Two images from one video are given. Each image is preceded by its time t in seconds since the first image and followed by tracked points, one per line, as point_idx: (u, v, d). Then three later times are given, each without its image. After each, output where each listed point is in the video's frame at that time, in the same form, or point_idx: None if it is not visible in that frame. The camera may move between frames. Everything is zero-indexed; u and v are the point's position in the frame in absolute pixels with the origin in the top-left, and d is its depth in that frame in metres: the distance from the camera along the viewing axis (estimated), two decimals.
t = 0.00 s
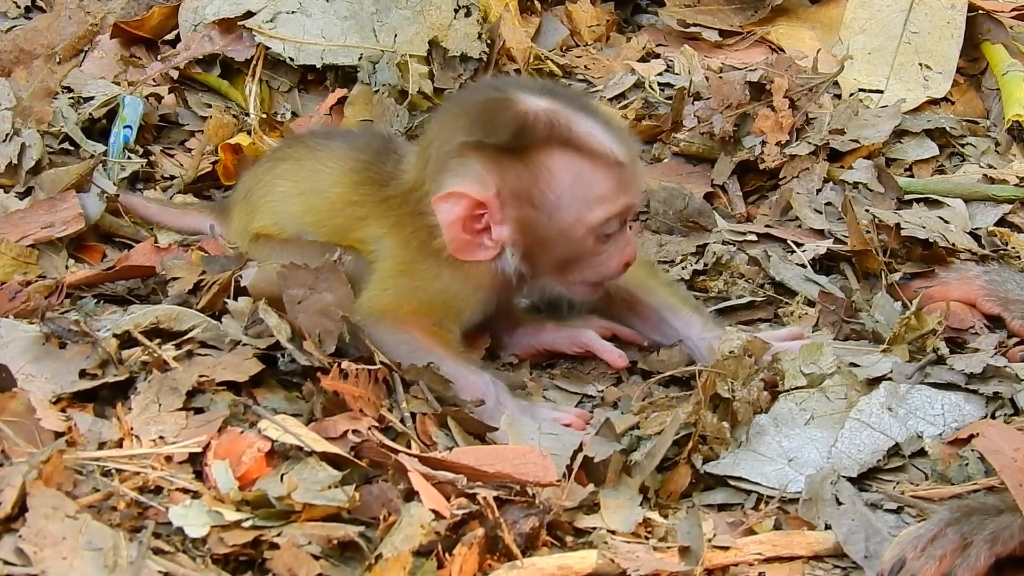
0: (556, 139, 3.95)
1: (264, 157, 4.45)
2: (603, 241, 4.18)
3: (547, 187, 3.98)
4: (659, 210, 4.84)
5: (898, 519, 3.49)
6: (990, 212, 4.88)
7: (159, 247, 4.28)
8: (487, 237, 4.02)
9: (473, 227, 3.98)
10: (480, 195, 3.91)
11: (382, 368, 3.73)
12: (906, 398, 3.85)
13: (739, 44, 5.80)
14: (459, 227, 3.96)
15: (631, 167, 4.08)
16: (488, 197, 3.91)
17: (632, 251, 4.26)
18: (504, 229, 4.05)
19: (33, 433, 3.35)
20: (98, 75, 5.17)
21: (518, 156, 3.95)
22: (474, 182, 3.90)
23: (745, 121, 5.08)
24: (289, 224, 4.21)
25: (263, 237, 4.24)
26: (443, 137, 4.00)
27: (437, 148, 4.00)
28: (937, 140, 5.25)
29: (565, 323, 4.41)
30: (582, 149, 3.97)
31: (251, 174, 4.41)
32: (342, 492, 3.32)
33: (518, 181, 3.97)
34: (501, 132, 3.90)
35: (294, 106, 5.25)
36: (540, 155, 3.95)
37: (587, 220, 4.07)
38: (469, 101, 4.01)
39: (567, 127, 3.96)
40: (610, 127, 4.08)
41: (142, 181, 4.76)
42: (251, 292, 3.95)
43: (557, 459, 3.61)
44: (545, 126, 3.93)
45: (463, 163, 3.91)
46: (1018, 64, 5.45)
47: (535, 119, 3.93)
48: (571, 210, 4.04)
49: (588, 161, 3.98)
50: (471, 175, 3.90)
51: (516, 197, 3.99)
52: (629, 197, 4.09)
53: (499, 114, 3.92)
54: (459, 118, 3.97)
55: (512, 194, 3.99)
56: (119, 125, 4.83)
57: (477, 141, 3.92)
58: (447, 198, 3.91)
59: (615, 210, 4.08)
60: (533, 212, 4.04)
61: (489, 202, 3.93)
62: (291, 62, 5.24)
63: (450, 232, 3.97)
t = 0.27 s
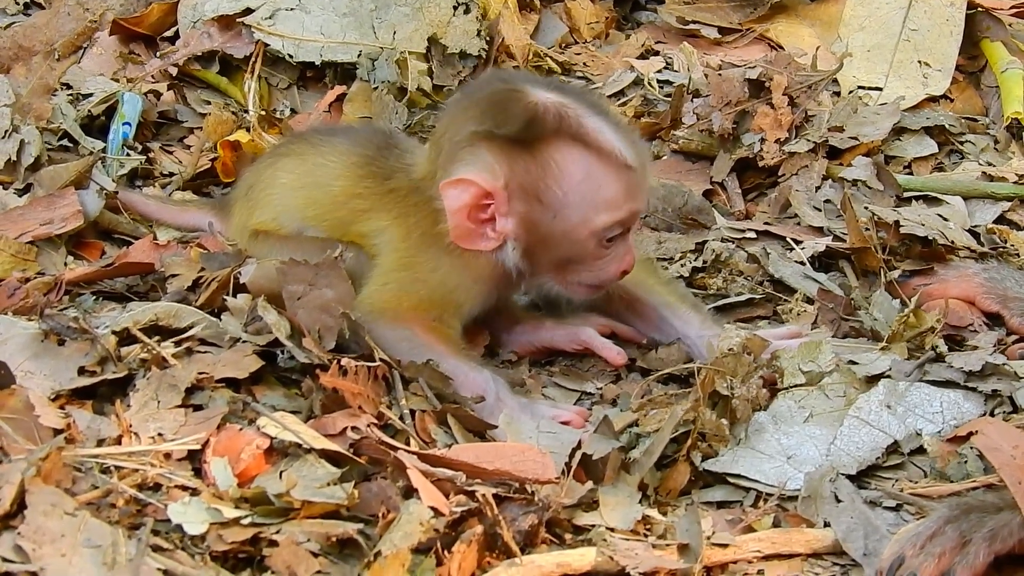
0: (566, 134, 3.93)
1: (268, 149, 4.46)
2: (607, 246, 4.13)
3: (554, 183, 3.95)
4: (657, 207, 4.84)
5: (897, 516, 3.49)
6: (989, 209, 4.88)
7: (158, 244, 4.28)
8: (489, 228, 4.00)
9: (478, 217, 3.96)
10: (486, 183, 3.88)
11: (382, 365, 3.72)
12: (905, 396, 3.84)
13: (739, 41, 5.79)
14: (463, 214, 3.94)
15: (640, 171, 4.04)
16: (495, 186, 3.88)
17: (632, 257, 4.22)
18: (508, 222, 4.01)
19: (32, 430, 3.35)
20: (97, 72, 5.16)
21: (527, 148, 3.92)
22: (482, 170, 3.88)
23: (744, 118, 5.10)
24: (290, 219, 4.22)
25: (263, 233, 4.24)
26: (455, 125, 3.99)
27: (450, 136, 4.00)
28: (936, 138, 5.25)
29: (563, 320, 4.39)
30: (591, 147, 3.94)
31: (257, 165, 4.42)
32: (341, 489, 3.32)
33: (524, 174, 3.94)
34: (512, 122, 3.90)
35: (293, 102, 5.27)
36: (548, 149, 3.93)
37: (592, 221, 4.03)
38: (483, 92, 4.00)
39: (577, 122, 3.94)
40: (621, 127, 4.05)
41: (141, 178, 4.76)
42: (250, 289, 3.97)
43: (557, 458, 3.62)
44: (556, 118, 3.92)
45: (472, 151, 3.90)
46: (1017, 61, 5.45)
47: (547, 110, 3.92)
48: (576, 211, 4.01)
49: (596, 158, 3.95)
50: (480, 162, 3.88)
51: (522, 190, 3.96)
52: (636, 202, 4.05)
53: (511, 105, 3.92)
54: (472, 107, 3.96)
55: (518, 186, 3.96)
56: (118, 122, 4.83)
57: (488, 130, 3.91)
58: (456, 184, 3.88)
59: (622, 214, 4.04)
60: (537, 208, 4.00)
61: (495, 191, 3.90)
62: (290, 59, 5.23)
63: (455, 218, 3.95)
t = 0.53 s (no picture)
0: (595, 169, 3.93)
1: (271, 145, 4.45)
2: (604, 277, 4.14)
3: (572, 211, 3.94)
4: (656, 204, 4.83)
5: (895, 513, 3.49)
6: (987, 206, 4.89)
7: (156, 241, 4.26)
8: (496, 237, 3.96)
9: (488, 225, 3.92)
10: (506, 193, 3.87)
11: (379, 363, 3.73)
12: (904, 392, 3.84)
13: (737, 37, 5.81)
14: (475, 219, 3.90)
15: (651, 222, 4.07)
16: (513, 199, 3.87)
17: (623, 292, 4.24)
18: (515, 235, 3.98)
19: (30, 426, 3.34)
20: (95, 68, 5.15)
21: (554, 173, 3.92)
22: (504, 179, 3.87)
23: (743, 115, 5.09)
24: (289, 214, 4.23)
25: (261, 228, 4.25)
26: (484, 132, 3.97)
27: (478, 140, 3.97)
28: (934, 134, 5.26)
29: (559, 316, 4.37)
30: (615, 187, 3.94)
31: (260, 158, 4.40)
32: (339, 486, 3.31)
33: (544, 200, 3.93)
34: (546, 142, 3.89)
35: (291, 99, 5.25)
36: (573, 180, 3.92)
37: (596, 254, 4.03)
38: (516, 102, 3.98)
39: (609, 160, 3.94)
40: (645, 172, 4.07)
41: (139, 175, 4.76)
42: (249, 286, 3.97)
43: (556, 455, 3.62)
44: (590, 151, 3.92)
45: (500, 161, 3.88)
46: (1015, 59, 5.47)
47: (581, 141, 3.92)
48: (584, 242, 4.01)
49: (618, 199, 3.95)
50: (506, 174, 3.87)
51: (536, 211, 3.95)
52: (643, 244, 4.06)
53: (547, 125, 3.91)
54: (507, 116, 3.94)
55: (533, 206, 3.94)
56: (116, 118, 4.83)
57: (519, 145, 3.90)
58: (476, 189, 3.87)
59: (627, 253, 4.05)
60: (547, 233, 4.00)
61: (512, 203, 3.88)
62: (288, 55, 5.24)
63: (466, 220, 3.90)
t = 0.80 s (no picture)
0: (595, 169, 3.94)
1: (267, 144, 4.44)
2: (608, 277, 4.16)
3: (575, 214, 3.95)
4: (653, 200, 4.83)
5: (892, 509, 3.49)
6: (985, 202, 4.89)
7: (154, 239, 4.25)
8: (501, 242, 3.91)
9: (494, 230, 3.88)
10: (511, 197, 3.82)
11: (377, 360, 3.72)
12: (901, 389, 3.85)
13: (734, 34, 5.80)
14: (483, 225, 3.85)
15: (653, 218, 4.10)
16: (521, 204, 3.84)
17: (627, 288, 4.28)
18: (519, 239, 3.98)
19: (27, 424, 3.34)
20: (92, 65, 5.15)
21: (557, 177, 3.92)
22: (510, 183, 3.84)
23: (740, 111, 5.11)
24: (287, 213, 4.22)
25: (259, 227, 4.24)
26: (482, 138, 3.96)
27: (476, 147, 3.96)
28: (932, 130, 5.26)
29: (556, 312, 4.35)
30: (617, 187, 3.95)
31: (257, 160, 4.37)
32: (336, 483, 3.32)
33: (548, 203, 3.94)
34: (545, 147, 3.89)
35: (288, 96, 5.24)
36: (575, 183, 3.93)
37: (599, 255, 4.05)
38: (512, 107, 3.98)
39: (609, 161, 3.95)
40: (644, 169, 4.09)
41: (136, 172, 4.75)
42: (246, 283, 3.96)
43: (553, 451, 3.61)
44: (590, 154, 3.93)
45: (500, 167, 3.87)
46: (1012, 55, 5.47)
47: (580, 143, 3.92)
48: (589, 243, 4.03)
49: (621, 200, 3.96)
50: (510, 179, 3.85)
51: (540, 215, 3.96)
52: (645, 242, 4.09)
53: (544, 129, 3.91)
54: (504, 121, 3.94)
55: (537, 210, 3.95)
56: (113, 116, 4.81)
57: (519, 149, 3.90)
58: (482, 194, 3.80)
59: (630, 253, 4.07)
60: (552, 236, 4.01)
61: (518, 207, 3.84)
62: (286, 52, 5.24)
63: (471, 226, 3.85)
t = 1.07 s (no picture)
0: (575, 148, 3.93)
1: (261, 140, 4.45)
2: (599, 259, 4.16)
3: (560, 195, 3.96)
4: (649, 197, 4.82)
5: (887, 506, 3.51)
6: (980, 199, 4.90)
7: (149, 234, 4.23)
8: (490, 228, 3.91)
9: (481, 214, 3.86)
10: (498, 180, 3.82)
11: (372, 356, 3.73)
12: (896, 386, 3.85)
13: (730, 30, 5.80)
14: (469, 209, 3.84)
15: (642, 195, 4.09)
16: (504, 185, 3.83)
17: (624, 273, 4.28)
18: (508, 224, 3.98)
19: (22, 420, 3.34)
20: (87, 62, 5.14)
21: (539, 160, 3.92)
22: (493, 166, 3.84)
23: (735, 108, 5.08)
24: (282, 209, 4.22)
25: (254, 222, 4.23)
26: (466, 127, 3.96)
27: (461, 136, 3.96)
28: (927, 127, 5.26)
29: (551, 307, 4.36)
30: (600, 165, 3.95)
31: (251, 155, 4.38)
32: (331, 479, 3.32)
33: (534, 185, 3.95)
34: (525, 129, 3.89)
35: (283, 92, 5.23)
36: (559, 164, 3.94)
37: (587, 237, 4.06)
38: (493, 95, 3.99)
39: (591, 140, 3.94)
40: (628, 146, 4.09)
41: (132, 168, 4.74)
42: (241, 280, 3.96)
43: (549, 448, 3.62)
44: (570, 134, 3.92)
45: (484, 152, 3.87)
46: (1008, 52, 5.49)
47: (561, 124, 3.92)
48: (578, 226, 4.04)
49: (606, 178, 3.97)
50: (493, 162, 3.85)
51: (525, 197, 3.97)
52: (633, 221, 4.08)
53: (524, 112, 3.90)
54: (484, 107, 3.95)
55: (524, 194, 3.96)
56: (109, 112, 4.80)
57: (500, 134, 3.89)
58: (468, 178, 3.80)
59: (619, 232, 4.08)
60: (541, 220, 4.02)
61: (503, 189, 3.83)
62: (281, 48, 5.23)
63: (459, 212, 3.86)
